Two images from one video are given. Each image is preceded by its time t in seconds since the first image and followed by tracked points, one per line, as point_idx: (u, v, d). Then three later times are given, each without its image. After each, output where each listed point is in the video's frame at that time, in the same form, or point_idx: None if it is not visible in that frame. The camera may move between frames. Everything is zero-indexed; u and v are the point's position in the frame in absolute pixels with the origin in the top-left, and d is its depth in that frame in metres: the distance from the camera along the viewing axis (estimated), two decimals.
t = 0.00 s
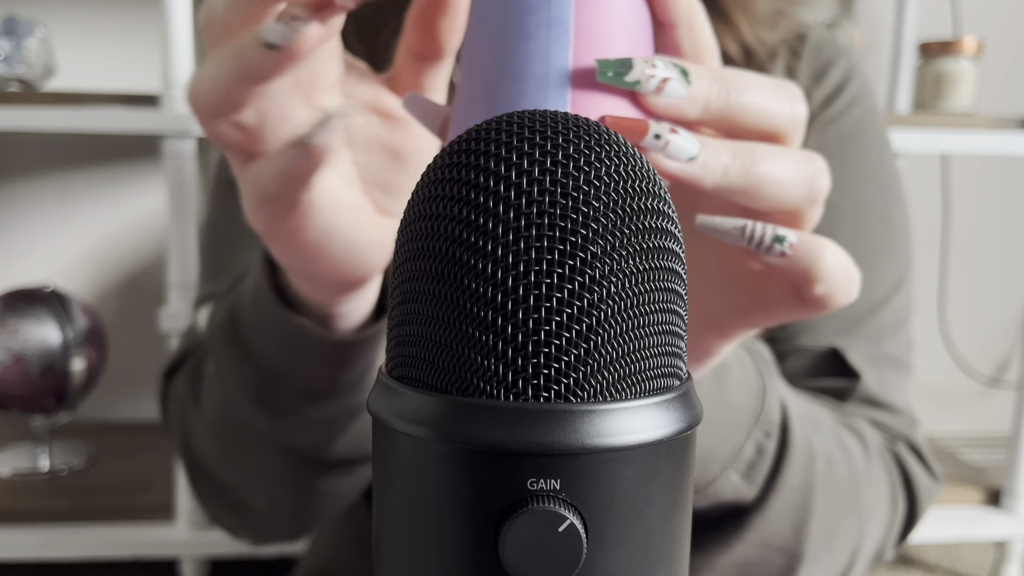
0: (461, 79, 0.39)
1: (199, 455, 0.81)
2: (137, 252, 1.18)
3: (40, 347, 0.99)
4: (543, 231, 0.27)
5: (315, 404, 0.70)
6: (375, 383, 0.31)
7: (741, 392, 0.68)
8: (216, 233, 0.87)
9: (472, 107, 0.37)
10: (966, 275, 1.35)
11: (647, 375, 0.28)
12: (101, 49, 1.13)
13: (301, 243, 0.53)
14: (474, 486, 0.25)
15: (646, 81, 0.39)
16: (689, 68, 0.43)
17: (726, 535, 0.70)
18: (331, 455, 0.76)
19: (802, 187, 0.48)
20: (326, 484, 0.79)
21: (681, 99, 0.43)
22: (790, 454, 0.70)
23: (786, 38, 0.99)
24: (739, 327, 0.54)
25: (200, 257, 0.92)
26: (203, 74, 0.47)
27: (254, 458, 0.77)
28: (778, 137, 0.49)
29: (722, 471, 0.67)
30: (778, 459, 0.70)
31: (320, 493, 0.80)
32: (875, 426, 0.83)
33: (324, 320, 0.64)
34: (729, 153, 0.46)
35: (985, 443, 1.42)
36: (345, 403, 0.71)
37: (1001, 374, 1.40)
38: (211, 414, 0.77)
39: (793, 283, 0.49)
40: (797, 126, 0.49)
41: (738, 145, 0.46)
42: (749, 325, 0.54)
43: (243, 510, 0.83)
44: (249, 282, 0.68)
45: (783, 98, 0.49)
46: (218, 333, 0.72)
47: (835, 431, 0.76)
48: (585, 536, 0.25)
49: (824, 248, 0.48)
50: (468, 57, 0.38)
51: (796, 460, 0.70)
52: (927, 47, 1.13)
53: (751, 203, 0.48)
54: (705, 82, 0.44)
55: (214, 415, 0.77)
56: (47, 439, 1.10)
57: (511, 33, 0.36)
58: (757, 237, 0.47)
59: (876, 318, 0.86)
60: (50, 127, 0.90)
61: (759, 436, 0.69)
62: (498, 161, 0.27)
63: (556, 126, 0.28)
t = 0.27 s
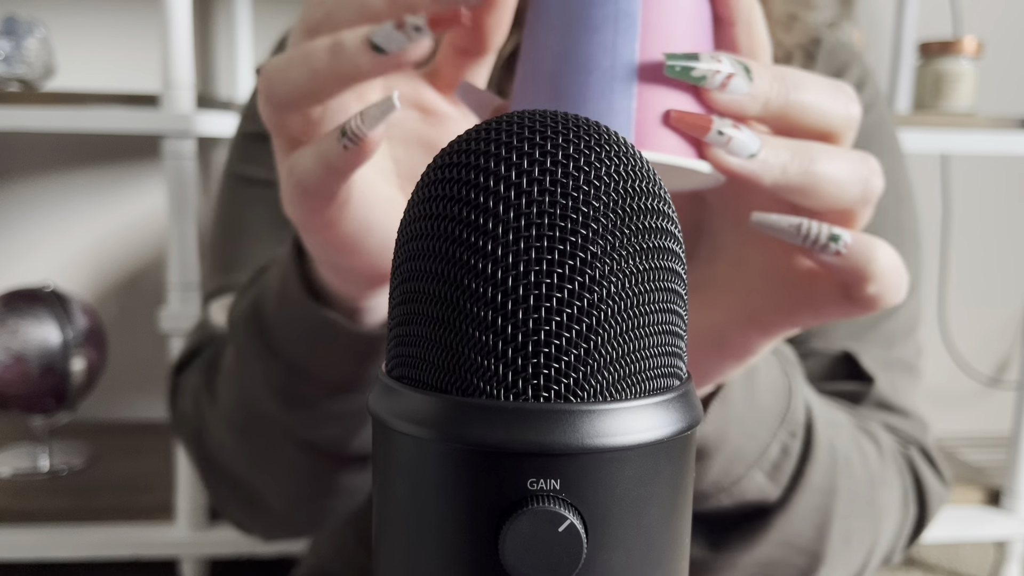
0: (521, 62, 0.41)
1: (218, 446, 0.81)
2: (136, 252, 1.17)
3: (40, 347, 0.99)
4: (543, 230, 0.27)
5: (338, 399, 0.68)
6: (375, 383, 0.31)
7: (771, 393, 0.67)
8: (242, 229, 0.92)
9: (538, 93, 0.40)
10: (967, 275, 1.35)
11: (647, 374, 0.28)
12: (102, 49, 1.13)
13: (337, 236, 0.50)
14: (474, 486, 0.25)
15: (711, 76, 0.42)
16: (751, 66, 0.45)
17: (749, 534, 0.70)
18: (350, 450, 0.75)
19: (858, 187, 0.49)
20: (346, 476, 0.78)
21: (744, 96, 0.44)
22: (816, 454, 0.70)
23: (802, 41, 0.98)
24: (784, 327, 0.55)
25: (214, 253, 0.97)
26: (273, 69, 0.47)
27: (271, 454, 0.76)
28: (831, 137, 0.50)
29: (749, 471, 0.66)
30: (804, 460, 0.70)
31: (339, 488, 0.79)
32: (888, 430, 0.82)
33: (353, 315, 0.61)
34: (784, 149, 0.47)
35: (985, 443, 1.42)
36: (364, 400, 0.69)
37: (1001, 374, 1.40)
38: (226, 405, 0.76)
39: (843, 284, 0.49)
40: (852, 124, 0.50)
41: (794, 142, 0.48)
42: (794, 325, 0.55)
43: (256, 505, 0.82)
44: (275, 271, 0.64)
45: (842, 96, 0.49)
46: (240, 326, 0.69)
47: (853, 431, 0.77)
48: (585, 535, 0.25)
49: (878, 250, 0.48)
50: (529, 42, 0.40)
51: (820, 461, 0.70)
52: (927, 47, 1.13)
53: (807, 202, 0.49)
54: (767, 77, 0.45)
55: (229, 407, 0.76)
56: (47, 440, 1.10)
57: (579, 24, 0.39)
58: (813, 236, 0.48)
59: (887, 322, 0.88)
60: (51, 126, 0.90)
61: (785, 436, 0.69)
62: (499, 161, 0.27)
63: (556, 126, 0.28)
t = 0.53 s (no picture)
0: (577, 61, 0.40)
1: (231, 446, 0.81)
2: (135, 251, 1.17)
3: (40, 347, 0.99)
4: (543, 230, 0.27)
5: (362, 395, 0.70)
6: (375, 383, 0.31)
7: (799, 397, 0.67)
8: (255, 224, 0.94)
9: (597, 93, 0.39)
10: (966, 275, 1.36)
11: (647, 374, 0.28)
12: (102, 49, 1.12)
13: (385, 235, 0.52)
14: (474, 485, 0.25)
15: (774, 83, 0.41)
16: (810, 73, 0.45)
17: (770, 537, 0.71)
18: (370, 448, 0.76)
19: (910, 196, 0.49)
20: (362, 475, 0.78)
21: (802, 102, 0.45)
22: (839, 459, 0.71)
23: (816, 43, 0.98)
24: (826, 333, 0.55)
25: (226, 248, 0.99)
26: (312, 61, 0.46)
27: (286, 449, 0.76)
28: (882, 144, 0.51)
29: (774, 473, 0.67)
30: (828, 463, 0.70)
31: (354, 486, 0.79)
32: (901, 435, 0.83)
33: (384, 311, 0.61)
34: (839, 156, 0.47)
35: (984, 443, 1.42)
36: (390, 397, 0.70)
37: (1001, 374, 1.40)
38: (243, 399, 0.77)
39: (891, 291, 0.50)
40: (903, 134, 0.51)
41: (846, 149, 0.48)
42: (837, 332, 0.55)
43: (271, 501, 0.82)
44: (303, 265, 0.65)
45: (895, 104, 0.50)
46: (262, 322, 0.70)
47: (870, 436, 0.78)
48: (585, 535, 0.25)
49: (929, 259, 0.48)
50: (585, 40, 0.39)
51: (843, 465, 0.71)
52: (926, 47, 1.13)
53: (858, 209, 0.49)
54: (825, 85, 0.46)
55: (247, 403, 0.76)
56: (47, 439, 1.10)
57: (641, 25, 0.37)
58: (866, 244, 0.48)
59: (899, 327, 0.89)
60: (52, 126, 0.90)
61: (810, 440, 0.69)
62: (498, 161, 0.27)
63: (556, 126, 0.28)
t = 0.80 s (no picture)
0: (620, 68, 0.40)
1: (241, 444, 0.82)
2: (135, 250, 1.17)
3: (40, 347, 0.99)
4: (543, 230, 0.26)
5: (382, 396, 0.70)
6: (375, 383, 0.31)
7: (819, 402, 0.69)
8: (260, 222, 0.94)
9: (642, 101, 0.39)
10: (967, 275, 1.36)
11: (647, 374, 0.28)
12: (101, 49, 1.12)
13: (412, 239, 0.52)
14: (474, 486, 0.25)
15: (819, 93, 0.42)
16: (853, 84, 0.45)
17: (786, 540, 0.72)
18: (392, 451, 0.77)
19: (948, 207, 0.49)
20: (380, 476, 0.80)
21: (846, 112, 0.45)
22: (855, 465, 0.72)
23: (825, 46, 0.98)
24: (857, 340, 0.55)
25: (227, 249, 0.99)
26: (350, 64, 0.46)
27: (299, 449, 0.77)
28: (920, 155, 0.50)
29: (791, 479, 0.69)
30: (844, 470, 0.72)
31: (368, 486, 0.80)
32: (912, 440, 0.84)
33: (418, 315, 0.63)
34: (880, 167, 0.46)
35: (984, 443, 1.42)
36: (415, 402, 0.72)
37: (1001, 374, 1.40)
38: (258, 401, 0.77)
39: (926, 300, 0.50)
40: (940, 144, 0.50)
41: (886, 160, 0.47)
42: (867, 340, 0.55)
43: (284, 501, 0.83)
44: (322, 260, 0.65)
45: (933, 116, 0.49)
46: (277, 325, 0.71)
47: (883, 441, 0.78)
48: (585, 535, 0.25)
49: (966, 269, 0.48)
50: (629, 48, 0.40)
51: (859, 471, 0.72)
52: (926, 47, 1.13)
53: (894, 219, 0.49)
54: (865, 95, 0.46)
55: (260, 400, 0.76)
56: (47, 439, 1.10)
57: (689, 34, 0.38)
58: (903, 254, 0.47)
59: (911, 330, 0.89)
60: (52, 127, 0.90)
61: (828, 445, 0.71)
62: (498, 161, 0.27)
63: (556, 126, 0.28)
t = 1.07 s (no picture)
0: (660, 85, 0.41)
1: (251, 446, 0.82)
2: (134, 250, 1.17)
3: (40, 347, 0.99)
4: (543, 230, 0.26)
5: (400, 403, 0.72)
6: (375, 383, 0.31)
7: (836, 411, 0.69)
8: (268, 219, 0.95)
9: (683, 118, 0.40)
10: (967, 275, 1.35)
11: (647, 374, 0.28)
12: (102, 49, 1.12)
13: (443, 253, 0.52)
14: (474, 486, 0.25)
15: (859, 110, 0.43)
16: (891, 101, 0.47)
17: (802, 545, 0.73)
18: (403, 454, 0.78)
19: (982, 223, 0.51)
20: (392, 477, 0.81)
21: (882, 129, 0.46)
22: (870, 472, 0.72)
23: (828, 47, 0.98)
24: (886, 352, 0.56)
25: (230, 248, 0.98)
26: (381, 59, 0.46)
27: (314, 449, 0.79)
28: (953, 171, 0.52)
29: (808, 486, 0.70)
30: (859, 477, 0.72)
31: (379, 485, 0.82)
32: (920, 445, 0.84)
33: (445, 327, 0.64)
34: (917, 182, 0.49)
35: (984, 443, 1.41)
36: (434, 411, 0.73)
37: (1001, 374, 1.39)
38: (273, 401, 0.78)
39: (957, 315, 0.51)
40: (972, 161, 0.52)
41: (921, 176, 0.49)
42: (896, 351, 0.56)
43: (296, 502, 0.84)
44: (342, 263, 0.66)
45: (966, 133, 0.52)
46: (298, 322, 0.72)
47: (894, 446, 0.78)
48: (585, 535, 0.25)
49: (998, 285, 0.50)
50: (669, 65, 0.40)
51: (874, 479, 0.72)
52: (927, 47, 1.12)
53: (931, 235, 0.51)
54: (903, 113, 0.48)
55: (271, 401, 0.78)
56: (47, 439, 1.10)
57: (732, 50, 0.38)
58: (939, 271, 0.49)
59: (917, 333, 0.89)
60: (52, 127, 0.90)
61: (844, 453, 0.71)
62: (498, 161, 0.27)
63: (556, 126, 0.28)
